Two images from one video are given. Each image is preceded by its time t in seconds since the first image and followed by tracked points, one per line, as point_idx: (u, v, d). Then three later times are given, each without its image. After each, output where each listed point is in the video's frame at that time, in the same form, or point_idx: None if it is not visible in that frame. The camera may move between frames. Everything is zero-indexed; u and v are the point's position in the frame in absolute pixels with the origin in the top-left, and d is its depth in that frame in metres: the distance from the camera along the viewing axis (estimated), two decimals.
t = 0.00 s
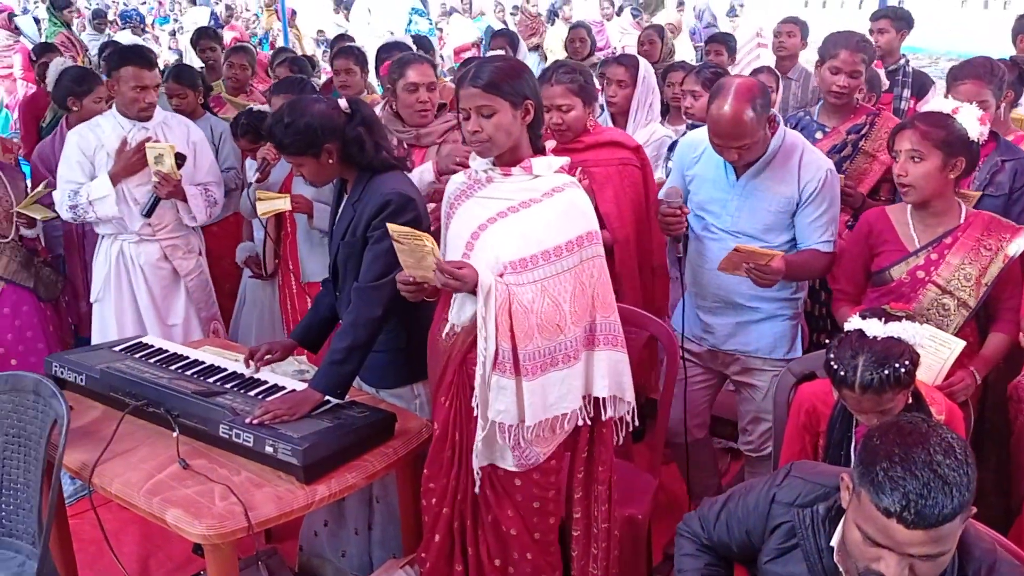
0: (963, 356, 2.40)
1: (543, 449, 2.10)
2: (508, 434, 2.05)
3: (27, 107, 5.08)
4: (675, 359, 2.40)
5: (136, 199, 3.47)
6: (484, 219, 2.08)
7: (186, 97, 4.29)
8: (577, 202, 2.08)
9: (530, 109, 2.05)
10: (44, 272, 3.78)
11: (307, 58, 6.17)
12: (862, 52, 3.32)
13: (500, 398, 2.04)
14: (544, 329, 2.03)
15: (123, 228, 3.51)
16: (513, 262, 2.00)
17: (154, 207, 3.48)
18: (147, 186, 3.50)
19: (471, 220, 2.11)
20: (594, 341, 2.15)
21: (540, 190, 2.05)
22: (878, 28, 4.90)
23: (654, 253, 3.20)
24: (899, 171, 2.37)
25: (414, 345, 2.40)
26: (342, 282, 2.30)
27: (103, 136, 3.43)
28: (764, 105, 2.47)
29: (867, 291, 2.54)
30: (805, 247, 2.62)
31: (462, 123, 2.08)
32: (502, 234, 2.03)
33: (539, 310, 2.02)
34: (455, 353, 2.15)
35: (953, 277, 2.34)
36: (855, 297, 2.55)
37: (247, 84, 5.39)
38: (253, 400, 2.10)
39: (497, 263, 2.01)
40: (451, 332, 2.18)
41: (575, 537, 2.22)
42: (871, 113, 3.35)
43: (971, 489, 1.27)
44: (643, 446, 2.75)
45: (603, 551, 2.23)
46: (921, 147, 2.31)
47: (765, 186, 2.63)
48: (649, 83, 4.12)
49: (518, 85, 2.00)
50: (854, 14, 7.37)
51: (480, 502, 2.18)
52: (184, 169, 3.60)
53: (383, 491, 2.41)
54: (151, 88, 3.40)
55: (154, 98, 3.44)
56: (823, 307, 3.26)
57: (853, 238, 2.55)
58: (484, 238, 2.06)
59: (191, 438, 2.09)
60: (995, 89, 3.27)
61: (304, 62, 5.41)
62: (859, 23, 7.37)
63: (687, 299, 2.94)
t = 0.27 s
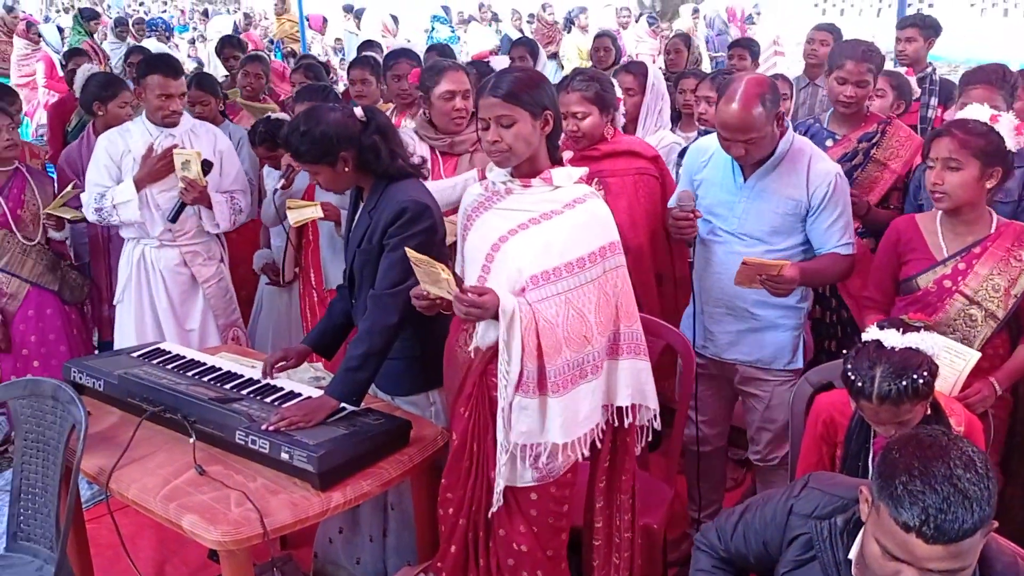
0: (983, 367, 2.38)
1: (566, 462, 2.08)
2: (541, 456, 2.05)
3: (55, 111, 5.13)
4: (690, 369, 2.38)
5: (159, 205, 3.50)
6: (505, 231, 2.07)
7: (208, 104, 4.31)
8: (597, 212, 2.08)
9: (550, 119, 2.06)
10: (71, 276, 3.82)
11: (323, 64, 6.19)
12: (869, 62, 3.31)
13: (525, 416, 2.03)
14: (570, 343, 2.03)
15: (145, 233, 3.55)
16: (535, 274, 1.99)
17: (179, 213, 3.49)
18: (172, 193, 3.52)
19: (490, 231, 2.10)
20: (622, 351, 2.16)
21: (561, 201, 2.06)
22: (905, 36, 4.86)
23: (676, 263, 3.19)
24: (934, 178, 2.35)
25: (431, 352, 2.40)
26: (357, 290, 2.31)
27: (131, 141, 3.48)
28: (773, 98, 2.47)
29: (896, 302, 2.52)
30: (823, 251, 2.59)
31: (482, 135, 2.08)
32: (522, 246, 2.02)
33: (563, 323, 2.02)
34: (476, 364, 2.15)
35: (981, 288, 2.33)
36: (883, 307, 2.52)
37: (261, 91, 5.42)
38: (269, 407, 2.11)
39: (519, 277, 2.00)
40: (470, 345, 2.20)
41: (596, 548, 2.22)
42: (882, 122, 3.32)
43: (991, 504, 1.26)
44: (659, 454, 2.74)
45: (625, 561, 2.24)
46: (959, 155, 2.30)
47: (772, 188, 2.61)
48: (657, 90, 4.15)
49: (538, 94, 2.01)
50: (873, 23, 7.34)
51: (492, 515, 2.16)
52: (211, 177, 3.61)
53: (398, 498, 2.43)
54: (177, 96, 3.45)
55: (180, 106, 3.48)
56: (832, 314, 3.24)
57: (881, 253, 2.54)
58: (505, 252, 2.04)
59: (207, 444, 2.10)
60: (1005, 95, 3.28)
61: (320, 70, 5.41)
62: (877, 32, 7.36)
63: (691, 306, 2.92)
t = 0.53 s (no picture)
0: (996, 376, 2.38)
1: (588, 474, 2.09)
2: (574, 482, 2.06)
3: (71, 117, 5.14)
4: (699, 376, 2.37)
5: (163, 208, 3.49)
6: (517, 238, 2.02)
7: (220, 109, 4.33)
8: (612, 217, 2.10)
9: (565, 123, 2.06)
10: (88, 279, 3.81)
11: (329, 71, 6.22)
12: (864, 66, 3.24)
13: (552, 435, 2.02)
14: (596, 350, 2.06)
15: (149, 238, 3.57)
16: (556, 284, 1.98)
17: (183, 215, 3.46)
18: (178, 197, 3.51)
19: (502, 242, 2.03)
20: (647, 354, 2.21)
21: (578, 206, 2.06)
22: (928, 42, 4.83)
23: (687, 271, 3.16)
24: (965, 187, 2.32)
25: (440, 359, 2.40)
26: (365, 295, 2.31)
27: (137, 148, 3.51)
28: (765, 90, 2.50)
29: (919, 311, 2.52)
30: (817, 249, 2.60)
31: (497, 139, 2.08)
32: (541, 256, 1.98)
33: (587, 331, 2.04)
34: (493, 375, 2.15)
35: (1002, 298, 2.31)
36: (906, 314, 2.53)
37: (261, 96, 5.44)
38: (277, 413, 2.11)
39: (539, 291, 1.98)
40: (489, 351, 2.17)
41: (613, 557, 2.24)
42: (877, 128, 3.31)
43: (1001, 516, 1.26)
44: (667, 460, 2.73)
45: (642, 566, 2.27)
46: (992, 164, 2.28)
47: (766, 186, 2.60)
48: (653, 96, 4.20)
49: (554, 97, 2.01)
50: (882, 29, 7.35)
51: (518, 523, 2.15)
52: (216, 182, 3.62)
53: (405, 505, 2.42)
54: (180, 101, 3.46)
55: (184, 111, 3.50)
56: (825, 319, 3.23)
57: (904, 265, 2.53)
58: (520, 263, 1.99)
59: (215, 449, 2.10)
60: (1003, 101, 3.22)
61: (325, 76, 5.41)
62: (888, 38, 7.36)
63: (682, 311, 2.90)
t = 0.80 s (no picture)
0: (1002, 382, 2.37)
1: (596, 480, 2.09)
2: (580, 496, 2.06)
3: (74, 122, 5.16)
4: (701, 380, 2.36)
5: (155, 212, 3.50)
6: (530, 253, 2.04)
7: (225, 115, 4.36)
8: (628, 232, 2.08)
9: (573, 132, 2.05)
10: (92, 284, 3.82)
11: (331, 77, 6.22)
12: (856, 68, 3.27)
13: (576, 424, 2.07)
14: (617, 357, 2.09)
15: (143, 242, 3.57)
16: (569, 300, 1.99)
17: (173, 219, 3.49)
18: (168, 201, 3.50)
19: (515, 256, 2.05)
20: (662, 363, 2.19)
21: (590, 221, 2.05)
22: (939, 48, 4.83)
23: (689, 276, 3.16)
24: (965, 191, 2.35)
25: (442, 364, 2.40)
26: (368, 301, 2.31)
27: (131, 152, 3.53)
28: (762, 90, 2.50)
29: (930, 317, 2.49)
30: (808, 252, 2.58)
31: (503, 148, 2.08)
32: (553, 271, 2.00)
33: (605, 340, 2.07)
34: (507, 383, 2.17)
35: (1014, 305, 2.30)
36: (916, 320, 2.50)
37: (259, 104, 5.44)
38: (280, 418, 2.10)
39: (554, 304, 2.00)
40: (499, 363, 2.21)
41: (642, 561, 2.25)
42: (871, 133, 3.30)
43: (1007, 521, 1.25)
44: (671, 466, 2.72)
45: None
46: (989, 169, 2.28)
47: (761, 188, 2.60)
48: (651, 100, 4.20)
49: (562, 109, 2.01)
50: (886, 35, 7.36)
51: (529, 535, 2.17)
52: (207, 185, 3.62)
53: (408, 511, 2.42)
54: (170, 105, 3.45)
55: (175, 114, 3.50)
56: (824, 322, 3.22)
57: (915, 270, 2.52)
58: (534, 275, 2.01)
59: (217, 454, 2.09)
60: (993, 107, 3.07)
61: (327, 81, 5.41)
62: (892, 44, 7.36)
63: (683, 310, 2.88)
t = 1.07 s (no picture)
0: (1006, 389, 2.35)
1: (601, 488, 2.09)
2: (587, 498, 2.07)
3: (78, 128, 5.19)
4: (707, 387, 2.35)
5: (155, 219, 3.51)
6: (540, 261, 2.04)
7: (231, 123, 4.36)
8: (641, 241, 2.07)
9: (580, 139, 2.05)
10: (94, 293, 3.82)
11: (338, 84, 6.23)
12: (855, 74, 3.25)
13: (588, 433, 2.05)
14: (631, 367, 2.05)
15: (144, 249, 3.58)
16: (581, 308, 2.00)
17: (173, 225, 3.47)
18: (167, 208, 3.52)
19: (527, 261, 2.05)
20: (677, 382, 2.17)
21: (603, 231, 2.05)
22: (940, 55, 4.84)
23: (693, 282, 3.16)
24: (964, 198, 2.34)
25: (447, 371, 2.40)
26: (373, 309, 2.31)
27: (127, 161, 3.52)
28: (781, 93, 2.49)
29: (931, 325, 2.49)
30: (822, 260, 2.53)
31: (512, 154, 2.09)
32: (563, 279, 2.00)
33: (617, 350, 2.05)
34: (516, 389, 2.18)
35: (1014, 311, 2.29)
36: (917, 328, 2.50)
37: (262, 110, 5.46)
38: (284, 426, 2.10)
39: (564, 310, 2.00)
40: (508, 370, 2.21)
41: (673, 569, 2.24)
42: (873, 138, 3.32)
43: (1010, 526, 1.25)
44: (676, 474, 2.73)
45: None
46: (988, 176, 2.27)
47: (775, 194, 2.57)
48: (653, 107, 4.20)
49: (570, 117, 2.01)
50: (890, 40, 7.36)
51: (536, 541, 2.18)
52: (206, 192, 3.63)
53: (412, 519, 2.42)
54: (165, 112, 3.44)
55: (170, 121, 3.48)
56: (830, 330, 3.17)
57: (916, 276, 2.52)
58: (546, 283, 2.01)
59: (222, 462, 2.10)
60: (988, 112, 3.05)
61: (333, 88, 5.42)
62: (897, 49, 7.36)
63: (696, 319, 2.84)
